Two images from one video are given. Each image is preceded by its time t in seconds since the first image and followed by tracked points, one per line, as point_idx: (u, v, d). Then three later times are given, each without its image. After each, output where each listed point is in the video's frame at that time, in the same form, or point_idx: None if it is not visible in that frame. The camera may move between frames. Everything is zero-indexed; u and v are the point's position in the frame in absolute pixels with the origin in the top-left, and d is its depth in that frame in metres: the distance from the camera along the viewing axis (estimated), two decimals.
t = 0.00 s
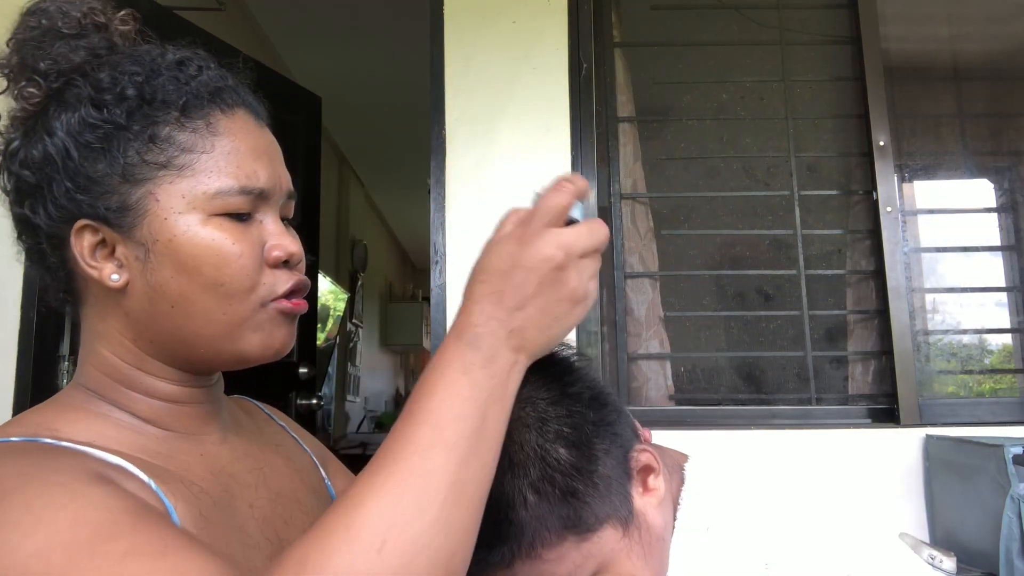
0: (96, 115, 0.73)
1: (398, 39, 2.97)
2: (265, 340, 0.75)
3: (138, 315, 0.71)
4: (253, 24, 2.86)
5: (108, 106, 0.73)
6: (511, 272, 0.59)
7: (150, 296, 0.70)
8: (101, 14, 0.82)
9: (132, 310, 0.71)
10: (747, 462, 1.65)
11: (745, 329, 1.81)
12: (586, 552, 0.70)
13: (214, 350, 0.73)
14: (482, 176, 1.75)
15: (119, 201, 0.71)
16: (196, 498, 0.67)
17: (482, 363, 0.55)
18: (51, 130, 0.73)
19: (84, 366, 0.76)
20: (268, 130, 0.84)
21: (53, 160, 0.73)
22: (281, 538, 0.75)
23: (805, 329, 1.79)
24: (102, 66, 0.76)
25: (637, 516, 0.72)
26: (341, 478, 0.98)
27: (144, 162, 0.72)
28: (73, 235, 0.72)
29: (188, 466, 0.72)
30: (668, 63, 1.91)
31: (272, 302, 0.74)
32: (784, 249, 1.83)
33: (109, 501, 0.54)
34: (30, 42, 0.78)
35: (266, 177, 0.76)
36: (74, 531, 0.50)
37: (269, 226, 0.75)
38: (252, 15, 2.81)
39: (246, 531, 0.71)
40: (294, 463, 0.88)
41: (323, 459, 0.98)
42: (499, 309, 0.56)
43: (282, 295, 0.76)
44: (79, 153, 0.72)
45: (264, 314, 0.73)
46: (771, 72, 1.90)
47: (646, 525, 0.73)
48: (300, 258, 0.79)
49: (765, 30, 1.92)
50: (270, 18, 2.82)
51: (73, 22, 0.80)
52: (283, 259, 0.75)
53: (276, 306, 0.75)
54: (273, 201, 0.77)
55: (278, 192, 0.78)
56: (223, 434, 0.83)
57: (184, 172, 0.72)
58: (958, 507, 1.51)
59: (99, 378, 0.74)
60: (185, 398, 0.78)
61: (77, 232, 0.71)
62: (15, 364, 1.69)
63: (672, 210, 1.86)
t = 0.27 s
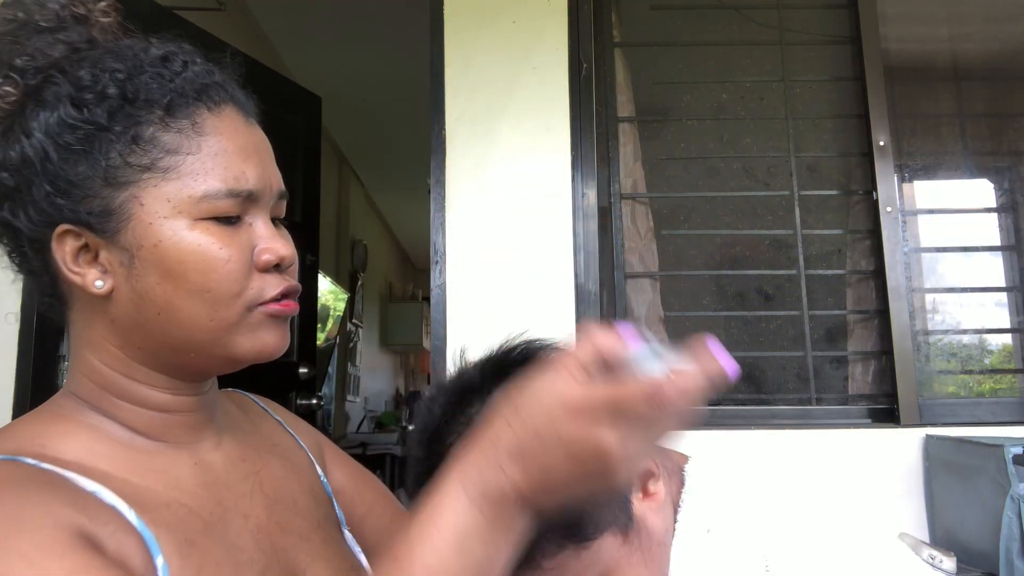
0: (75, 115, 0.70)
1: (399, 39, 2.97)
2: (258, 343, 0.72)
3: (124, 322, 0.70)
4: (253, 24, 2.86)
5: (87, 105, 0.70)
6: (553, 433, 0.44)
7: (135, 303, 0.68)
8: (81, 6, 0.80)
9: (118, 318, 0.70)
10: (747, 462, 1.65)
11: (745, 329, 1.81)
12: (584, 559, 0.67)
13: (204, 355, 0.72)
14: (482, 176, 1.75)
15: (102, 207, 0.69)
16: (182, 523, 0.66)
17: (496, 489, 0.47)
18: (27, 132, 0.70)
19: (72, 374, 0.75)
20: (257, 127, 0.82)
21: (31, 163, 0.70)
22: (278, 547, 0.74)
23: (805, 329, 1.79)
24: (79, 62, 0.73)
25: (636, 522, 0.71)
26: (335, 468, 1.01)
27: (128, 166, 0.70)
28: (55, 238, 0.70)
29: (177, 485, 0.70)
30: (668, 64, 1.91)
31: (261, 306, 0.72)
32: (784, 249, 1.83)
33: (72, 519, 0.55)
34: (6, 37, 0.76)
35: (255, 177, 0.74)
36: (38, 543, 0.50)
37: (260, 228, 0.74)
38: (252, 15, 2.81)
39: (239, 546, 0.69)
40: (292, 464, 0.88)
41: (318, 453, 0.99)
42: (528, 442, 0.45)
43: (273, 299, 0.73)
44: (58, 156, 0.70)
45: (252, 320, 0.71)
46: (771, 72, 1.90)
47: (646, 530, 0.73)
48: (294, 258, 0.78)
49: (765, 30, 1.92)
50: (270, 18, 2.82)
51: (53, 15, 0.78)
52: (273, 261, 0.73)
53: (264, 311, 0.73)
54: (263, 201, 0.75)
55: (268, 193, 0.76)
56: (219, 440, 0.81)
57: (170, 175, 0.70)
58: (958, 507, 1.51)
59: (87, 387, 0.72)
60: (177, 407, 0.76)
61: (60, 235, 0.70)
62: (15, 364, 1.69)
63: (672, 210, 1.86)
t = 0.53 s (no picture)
0: (53, 111, 0.68)
1: (399, 39, 2.97)
2: (254, 351, 0.73)
3: (111, 331, 0.69)
4: (253, 24, 2.85)
5: (67, 101, 0.69)
6: (591, 451, 0.52)
7: (123, 312, 0.68)
8: None
9: (105, 325, 0.69)
10: (747, 462, 1.65)
11: (745, 329, 1.81)
12: None
13: (198, 363, 0.72)
14: (482, 177, 1.75)
15: (83, 210, 0.68)
16: (182, 540, 0.66)
17: (532, 517, 0.53)
18: (5, 129, 0.69)
19: (60, 383, 0.74)
20: (250, 119, 0.82)
21: (10, 162, 0.69)
22: (276, 559, 0.75)
23: (805, 329, 1.79)
24: (59, 57, 0.71)
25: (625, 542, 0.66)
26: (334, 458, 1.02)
27: (115, 166, 0.69)
28: (34, 244, 0.69)
29: (175, 498, 0.71)
30: (667, 64, 1.91)
31: (255, 313, 0.72)
32: (784, 249, 1.83)
33: (70, 542, 0.56)
34: None
35: (248, 175, 0.74)
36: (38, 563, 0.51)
37: (255, 230, 0.74)
38: (252, 15, 2.81)
39: (238, 561, 0.70)
40: (289, 468, 0.88)
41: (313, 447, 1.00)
42: (565, 468, 0.53)
43: (268, 308, 0.74)
44: (37, 153, 0.68)
45: (247, 327, 0.72)
46: (771, 72, 1.90)
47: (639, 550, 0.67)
48: (288, 259, 0.78)
49: (765, 30, 1.92)
50: (270, 18, 2.82)
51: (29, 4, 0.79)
52: (268, 265, 0.73)
53: (259, 318, 0.73)
54: (258, 202, 0.75)
55: (261, 191, 0.75)
56: (214, 446, 0.81)
57: (158, 175, 0.69)
58: (958, 507, 1.51)
59: (76, 397, 0.72)
60: (170, 417, 0.76)
61: (39, 241, 0.69)
62: (15, 364, 1.69)
63: (672, 210, 1.86)
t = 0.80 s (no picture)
0: (57, 110, 0.68)
1: (399, 38, 2.96)
2: (255, 356, 0.74)
3: (110, 335, 0.69)
4: (252, 24, 2.85)
5: (71, 99, 0.69)
6: (548, 398, 0.51)
7: (122, 316, 0.68)
8: None
9: (103, 328, 0.69)
10: (747, 462, 1.65)
11: (745, 329, 1.81)
12: None
13: (197, 367, 0.72)
14: (482, 177, 1.75)
15: (88, 211, 0.68)
16: (183, 543, 0.66)
17: (502, 471, 0.52)
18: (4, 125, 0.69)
19: (57, 386, 0.74)
20: (255, 121, 0.82)
21: (9, 159, 0.69)
22: (278, 561, 0.74)
23: (805, 329, 1.79)
24: (62, 53, 0.71)
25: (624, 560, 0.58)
26: (342, 429, 1.03)
27: (118, 167, 0.69)
28: (33, 243, 0.69)
29: (175, 501, 0.71)
30: (667, 64, 1.91)
31: (255, 319, 0.73)
32: (784, 249, 1.83)
33: (70, 545, 0.56)
34: None
35: (254, 178, 0.74)
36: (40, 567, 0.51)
37: (258, 235, 0.74)
38: (252, 15, 2.81)
39: (240, 564, 0.70)
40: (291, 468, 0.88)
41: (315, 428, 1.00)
42: (528, 419, 0.52)
43: (267, 314, 0.74)
44: (39, 152, 0.68)
45: (247, 332, 0.72)
46: (771, 72, 1.90)
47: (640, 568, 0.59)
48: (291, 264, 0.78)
49: (765, 30, 1.92)
50: (269, 18, 2.82)
51: None
52: (269, 270, 0.74)
53: (259, 324, 0.73)
54: (262, 206, 0.75)
55: (265, 196, 0.75)
56: (212, 447, 0.81)
57: (162, 178, 0.69)
58: (958, 507, 1.51)
59: (74, 402, 0.72)
60: (168, 420, 0.76)
61: (38, 240, 0.69)
62: (16, 365, 1.68)
63: (672, 210, 1.86)
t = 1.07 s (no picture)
0: (56, 111, 0.69)
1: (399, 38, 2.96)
2: (245, 355, 0.72)
3: (103, 329, 0.70)
4: (252, 24, 2.85)
5: (69, 101, 0.70)
6: (515, 458, 0.36)
7: (114, 310, 0.68)
8: None
9: (97, 321, 0.70)
10: (747, 461, 1.65)
11: (745, 329, 1.80)
12: None
13: (188, 365, 0.72)
14: (482, 177, 1.75)
15: (83, 209, 0.69)
16: (175, 539, 0.65)
17: (456, 532, 0.40)
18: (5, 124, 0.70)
19: (59, 379, 0.75)
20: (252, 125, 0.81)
21: (9, 157, 0.71)
22: (275, 558, 0.74)
23: (805, 329, 1.79)
24: (63, 56, 0.72)
25: None
26: (345, 406, 1.01)
27: (111, 167, 0.70)
28: (32, 239, 0.71)
29: (170, 497, 0.70)
30: (667, 64, 1.91)
31: (243, 316, 0.71)
32: (784, 249, 1.83)
33: (54, 545, 0.55)
34: None
35: (245, 181, 0.73)
36: None
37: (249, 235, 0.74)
38: (252, 15, 2.81)
39: (235, 560, 0.69)
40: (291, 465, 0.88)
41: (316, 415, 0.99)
42: (489, 475, 0.38)
43: (257, 310, 0.73)
44: (37, 151, 0.70)
45: (234, 332, 0.71)
46: (771, 72, 1.90)
47: None
48: (283, 265, 0.77)
49: (765, 30, 1.92)
50: (270, 18, 2.82)
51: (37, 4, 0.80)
52: (258, 270, 0.73)
53: (247, 321, 0.72)
54: (255, 207, 0.75)
55: (258, 197, 0.75)
56: (211, 442, 0.81)
57: (154, 178, 0.69)
58: (958, 507, 1.51)
59: (73, 394, 0.73)
60: (164, 415, 0.76)
61: (36, 236, 0.70)
62: (16, 365, 1.68)
63: (672, 211, 1.86)
